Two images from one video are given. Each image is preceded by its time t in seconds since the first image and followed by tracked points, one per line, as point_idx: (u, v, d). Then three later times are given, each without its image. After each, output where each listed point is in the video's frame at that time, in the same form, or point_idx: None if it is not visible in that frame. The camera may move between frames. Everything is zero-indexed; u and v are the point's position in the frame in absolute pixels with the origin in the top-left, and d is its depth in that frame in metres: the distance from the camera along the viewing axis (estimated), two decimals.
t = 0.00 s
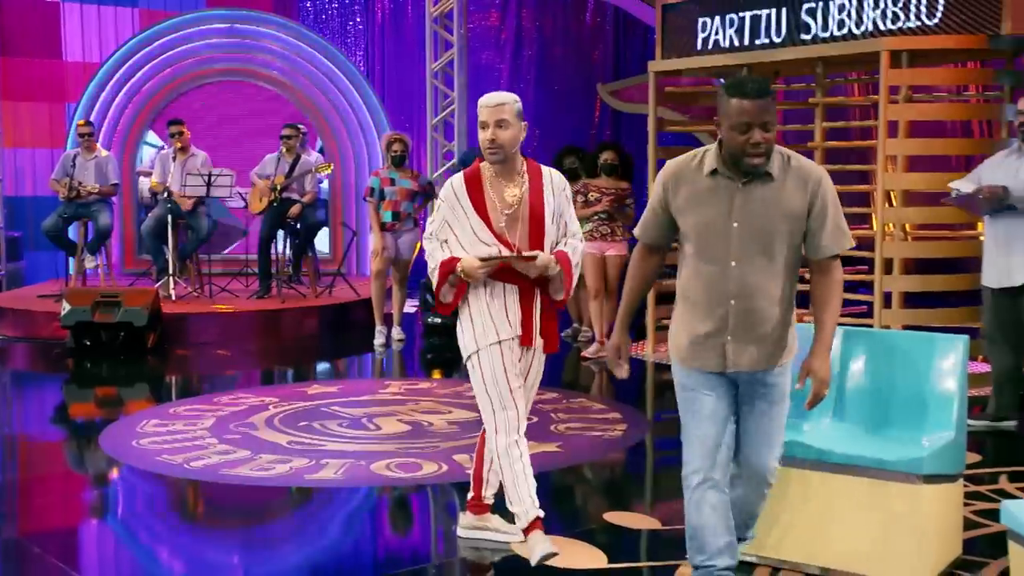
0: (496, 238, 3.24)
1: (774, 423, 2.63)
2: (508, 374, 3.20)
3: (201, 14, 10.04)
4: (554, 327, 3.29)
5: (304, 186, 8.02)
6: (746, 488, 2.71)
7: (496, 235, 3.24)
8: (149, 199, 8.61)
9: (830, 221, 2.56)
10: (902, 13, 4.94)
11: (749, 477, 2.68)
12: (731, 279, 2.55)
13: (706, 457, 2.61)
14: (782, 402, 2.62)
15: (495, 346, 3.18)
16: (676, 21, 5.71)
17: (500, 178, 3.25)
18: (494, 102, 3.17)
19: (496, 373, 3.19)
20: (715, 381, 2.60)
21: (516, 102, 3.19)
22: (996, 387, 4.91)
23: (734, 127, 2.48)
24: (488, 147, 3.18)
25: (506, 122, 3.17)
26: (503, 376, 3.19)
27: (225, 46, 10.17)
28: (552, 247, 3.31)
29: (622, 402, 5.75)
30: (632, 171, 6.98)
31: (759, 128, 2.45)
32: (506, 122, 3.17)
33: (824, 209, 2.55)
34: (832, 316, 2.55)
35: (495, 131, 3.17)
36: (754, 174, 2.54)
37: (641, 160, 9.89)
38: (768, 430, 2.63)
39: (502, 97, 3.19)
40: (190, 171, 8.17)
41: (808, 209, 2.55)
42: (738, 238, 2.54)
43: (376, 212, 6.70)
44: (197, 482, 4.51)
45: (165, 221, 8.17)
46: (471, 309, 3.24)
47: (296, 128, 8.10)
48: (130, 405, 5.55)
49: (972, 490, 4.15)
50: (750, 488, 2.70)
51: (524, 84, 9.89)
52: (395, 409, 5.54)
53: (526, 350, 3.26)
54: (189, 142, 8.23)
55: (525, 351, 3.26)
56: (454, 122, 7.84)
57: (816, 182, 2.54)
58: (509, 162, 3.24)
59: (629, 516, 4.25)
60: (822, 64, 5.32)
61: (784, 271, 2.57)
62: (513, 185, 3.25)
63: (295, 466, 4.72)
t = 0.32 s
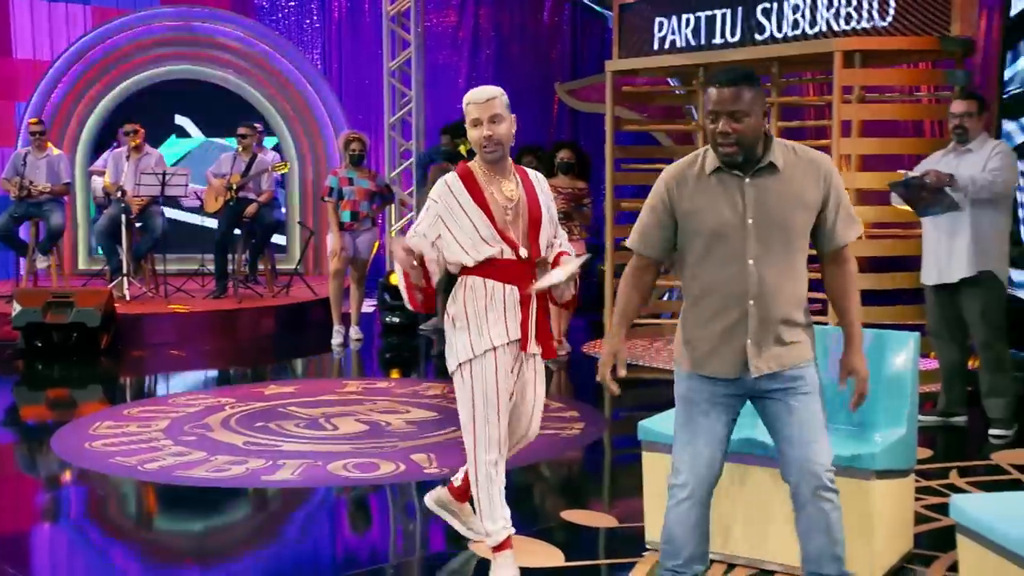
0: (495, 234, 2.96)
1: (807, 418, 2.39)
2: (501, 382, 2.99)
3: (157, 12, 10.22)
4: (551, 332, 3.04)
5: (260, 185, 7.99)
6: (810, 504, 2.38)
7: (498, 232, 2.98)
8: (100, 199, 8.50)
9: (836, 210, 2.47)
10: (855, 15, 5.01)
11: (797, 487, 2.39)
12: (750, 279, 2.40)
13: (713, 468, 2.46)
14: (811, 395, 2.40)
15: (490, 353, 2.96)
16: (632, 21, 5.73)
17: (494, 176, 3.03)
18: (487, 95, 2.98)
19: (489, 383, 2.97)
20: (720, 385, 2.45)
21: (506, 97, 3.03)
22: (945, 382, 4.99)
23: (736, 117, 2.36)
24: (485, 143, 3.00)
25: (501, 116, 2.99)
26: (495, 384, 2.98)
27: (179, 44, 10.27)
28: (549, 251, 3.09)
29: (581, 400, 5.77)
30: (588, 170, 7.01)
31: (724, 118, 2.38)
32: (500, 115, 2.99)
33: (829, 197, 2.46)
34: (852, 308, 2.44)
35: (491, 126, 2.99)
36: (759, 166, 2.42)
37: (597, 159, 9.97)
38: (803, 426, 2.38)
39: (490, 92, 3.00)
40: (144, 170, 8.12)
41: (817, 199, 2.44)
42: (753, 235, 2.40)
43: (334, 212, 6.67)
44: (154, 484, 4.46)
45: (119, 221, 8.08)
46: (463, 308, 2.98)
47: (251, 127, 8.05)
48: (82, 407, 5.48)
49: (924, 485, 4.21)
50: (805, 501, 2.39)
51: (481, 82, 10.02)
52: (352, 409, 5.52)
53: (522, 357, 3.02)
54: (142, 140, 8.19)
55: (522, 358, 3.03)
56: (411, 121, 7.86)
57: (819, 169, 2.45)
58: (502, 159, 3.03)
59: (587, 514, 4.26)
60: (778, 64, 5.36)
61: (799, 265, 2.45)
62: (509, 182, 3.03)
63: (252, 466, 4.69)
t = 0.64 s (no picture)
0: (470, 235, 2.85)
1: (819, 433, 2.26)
2: (478, 387, 2.90)
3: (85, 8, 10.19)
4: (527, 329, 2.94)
5: (193, 184, 7.91)
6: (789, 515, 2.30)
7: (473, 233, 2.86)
8: (26, 199, 8.32)
9: (866, 205, 2.22)
10: (785, 16, 5.08)
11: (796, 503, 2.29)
12: (769, 282, 2.20)
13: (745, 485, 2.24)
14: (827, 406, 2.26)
15: (455, 366, 2.86)
16: (567, 20, 5.76)
17: (471, 172, 2.90)
18: (488, 90, 2.83)
19: (468, 391, 2.88)
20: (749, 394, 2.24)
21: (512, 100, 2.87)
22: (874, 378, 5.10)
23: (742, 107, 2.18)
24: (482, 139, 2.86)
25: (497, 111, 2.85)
26: (465, 394, 2.88)
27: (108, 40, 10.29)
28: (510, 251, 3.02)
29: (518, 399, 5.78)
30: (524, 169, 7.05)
31: (732, 103, 2.19)
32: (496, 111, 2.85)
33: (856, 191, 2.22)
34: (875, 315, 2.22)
35: (488, 122, 2.84)
36: (775, 159, 2.21)
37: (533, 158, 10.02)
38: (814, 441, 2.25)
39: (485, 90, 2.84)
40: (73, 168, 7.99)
41: (841, 195, 2.21)
42: (769, 235, 2.20)
43: (269, 212, 6.63)
44: (83, 488, 4.38)
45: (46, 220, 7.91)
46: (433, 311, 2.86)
47: (184, 125, 7.94)
48: (6, 411, 5.36)
49: (853, 478, 4.29)
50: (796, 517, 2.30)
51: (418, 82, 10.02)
52: (286, 409, 5.48)
53: (493, 360, 2.91)
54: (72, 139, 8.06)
55: (493, 362, 2.91)
56: (346, 119, 7.84)
57: (841, 162, 2.22)
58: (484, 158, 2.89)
59: (522, 512, 4.27)
60: (710, 65, 5.33)
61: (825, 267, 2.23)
62: (480, 182, 2.90)
63: (185, 468, 4.63)
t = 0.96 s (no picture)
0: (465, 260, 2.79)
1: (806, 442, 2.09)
2: (448, 409, 2.82)
3: None
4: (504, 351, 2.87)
5: (101, 184, 7.74)
6: (792, 535, 2.09)
7: (463, 259, 2.80)
8: None
9: (823, 215, 2.06)
10: (696, 19, 5.13)
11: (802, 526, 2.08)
12: (710, 298, 2.12)
13: (722, 509, 2.15)
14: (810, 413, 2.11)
15: (418, 391, 2.78)
16: (482, 21, 5.78)
17: (474, 192, 2.83)
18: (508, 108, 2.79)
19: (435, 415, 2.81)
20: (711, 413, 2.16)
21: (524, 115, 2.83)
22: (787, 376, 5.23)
23: (688, 113, 2.09)
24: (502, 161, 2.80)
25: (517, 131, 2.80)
26: (426, 409, 2.79)
27: (11, 37, 10.09)
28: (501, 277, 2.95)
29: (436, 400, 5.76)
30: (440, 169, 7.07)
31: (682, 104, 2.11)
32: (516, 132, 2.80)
33: (810, 201, 2.07)
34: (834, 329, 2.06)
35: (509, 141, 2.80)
36: (726, 167, 2.11)
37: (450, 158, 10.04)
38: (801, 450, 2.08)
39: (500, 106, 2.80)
40: None
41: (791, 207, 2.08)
42: (713, 248, 2.11)
43: (180, 212, 6.54)
44: None
45: None
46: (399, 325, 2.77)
47: (91, 124, 7.79)
48: None
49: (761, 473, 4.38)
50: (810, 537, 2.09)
51: (333, 82, 9.88)
52: (198, 413, 5.39)
53: (467, 382, 2.83)
54: None
55: (467, 383, 2.83)
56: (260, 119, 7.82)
57: (796, 169, 2.09)
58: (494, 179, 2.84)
59: (438, 512, 4.25)
60: (623, 65, 5.44)
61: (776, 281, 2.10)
62: (482, 203, 2.84)
63: (92, 475, 4.52)
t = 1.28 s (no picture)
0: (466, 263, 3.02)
1: (759, 470, 2.00)
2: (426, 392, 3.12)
3: None
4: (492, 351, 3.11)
5: (19, 185, 7.65)
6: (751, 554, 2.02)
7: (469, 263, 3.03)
8: None
9: (763, 215, 1.93)
10: (621, 20, 5.18)
11: (755, 554, 2.02)
12: (653, 296, 2.08)
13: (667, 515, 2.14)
14: (768, 440, 2.00)
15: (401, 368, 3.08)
16: (409, 21, 5.78)
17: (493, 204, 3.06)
18: (540, 130, 2.98)
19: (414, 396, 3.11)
20: (665, 423, 2.11)
21: (544, 126, 2.98)
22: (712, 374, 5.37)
23: (639, 107, 2.06)
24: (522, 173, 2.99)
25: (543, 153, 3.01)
26: (407, 390, 3.09)
27: None
28: (506, 286, 3.15)
29: (365, 401, 5.75)
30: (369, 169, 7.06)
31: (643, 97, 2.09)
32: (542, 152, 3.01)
33: (749, 199, 1.95)
34: (768, 336, 1.93)
35: (534, 159, 2.99)
36: (679, 161, 2.06)
37: (378, 159, 10.02)
38: (750, 477, 2.01)
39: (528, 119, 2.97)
40: None
41: (730, 203, 1.97)
42: (660, 245, 2.07)
43: (101, 212, 6.46)
44: None
45: None
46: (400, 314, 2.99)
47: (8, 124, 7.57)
48: None
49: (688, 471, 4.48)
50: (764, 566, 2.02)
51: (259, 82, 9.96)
52: (122, 417, 5.31)
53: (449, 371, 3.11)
54: None
55: (449, 372, 3.11)
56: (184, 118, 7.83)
57: (738, 162, 1.97)
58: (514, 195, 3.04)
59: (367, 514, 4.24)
60: (550, 67, 5.50)
61: (719, 282, 2.01)
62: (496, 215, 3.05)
63: (12, 482, 4.43)
